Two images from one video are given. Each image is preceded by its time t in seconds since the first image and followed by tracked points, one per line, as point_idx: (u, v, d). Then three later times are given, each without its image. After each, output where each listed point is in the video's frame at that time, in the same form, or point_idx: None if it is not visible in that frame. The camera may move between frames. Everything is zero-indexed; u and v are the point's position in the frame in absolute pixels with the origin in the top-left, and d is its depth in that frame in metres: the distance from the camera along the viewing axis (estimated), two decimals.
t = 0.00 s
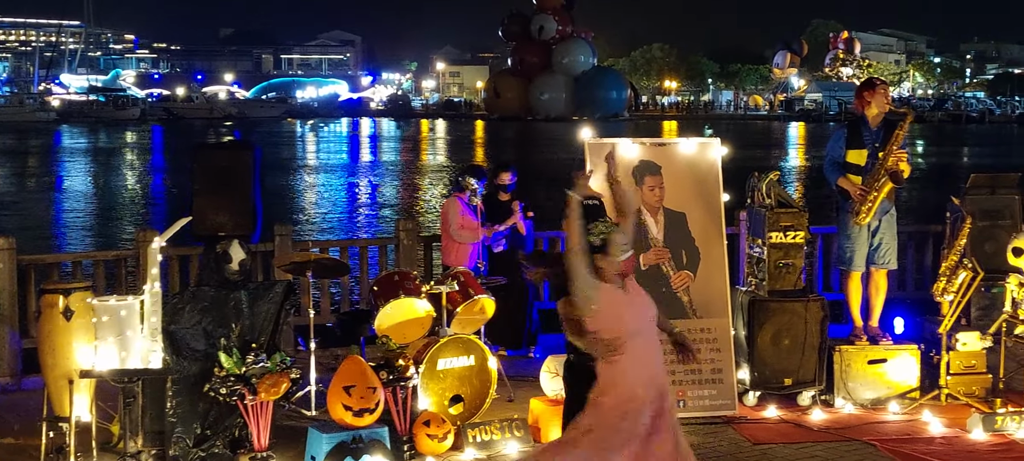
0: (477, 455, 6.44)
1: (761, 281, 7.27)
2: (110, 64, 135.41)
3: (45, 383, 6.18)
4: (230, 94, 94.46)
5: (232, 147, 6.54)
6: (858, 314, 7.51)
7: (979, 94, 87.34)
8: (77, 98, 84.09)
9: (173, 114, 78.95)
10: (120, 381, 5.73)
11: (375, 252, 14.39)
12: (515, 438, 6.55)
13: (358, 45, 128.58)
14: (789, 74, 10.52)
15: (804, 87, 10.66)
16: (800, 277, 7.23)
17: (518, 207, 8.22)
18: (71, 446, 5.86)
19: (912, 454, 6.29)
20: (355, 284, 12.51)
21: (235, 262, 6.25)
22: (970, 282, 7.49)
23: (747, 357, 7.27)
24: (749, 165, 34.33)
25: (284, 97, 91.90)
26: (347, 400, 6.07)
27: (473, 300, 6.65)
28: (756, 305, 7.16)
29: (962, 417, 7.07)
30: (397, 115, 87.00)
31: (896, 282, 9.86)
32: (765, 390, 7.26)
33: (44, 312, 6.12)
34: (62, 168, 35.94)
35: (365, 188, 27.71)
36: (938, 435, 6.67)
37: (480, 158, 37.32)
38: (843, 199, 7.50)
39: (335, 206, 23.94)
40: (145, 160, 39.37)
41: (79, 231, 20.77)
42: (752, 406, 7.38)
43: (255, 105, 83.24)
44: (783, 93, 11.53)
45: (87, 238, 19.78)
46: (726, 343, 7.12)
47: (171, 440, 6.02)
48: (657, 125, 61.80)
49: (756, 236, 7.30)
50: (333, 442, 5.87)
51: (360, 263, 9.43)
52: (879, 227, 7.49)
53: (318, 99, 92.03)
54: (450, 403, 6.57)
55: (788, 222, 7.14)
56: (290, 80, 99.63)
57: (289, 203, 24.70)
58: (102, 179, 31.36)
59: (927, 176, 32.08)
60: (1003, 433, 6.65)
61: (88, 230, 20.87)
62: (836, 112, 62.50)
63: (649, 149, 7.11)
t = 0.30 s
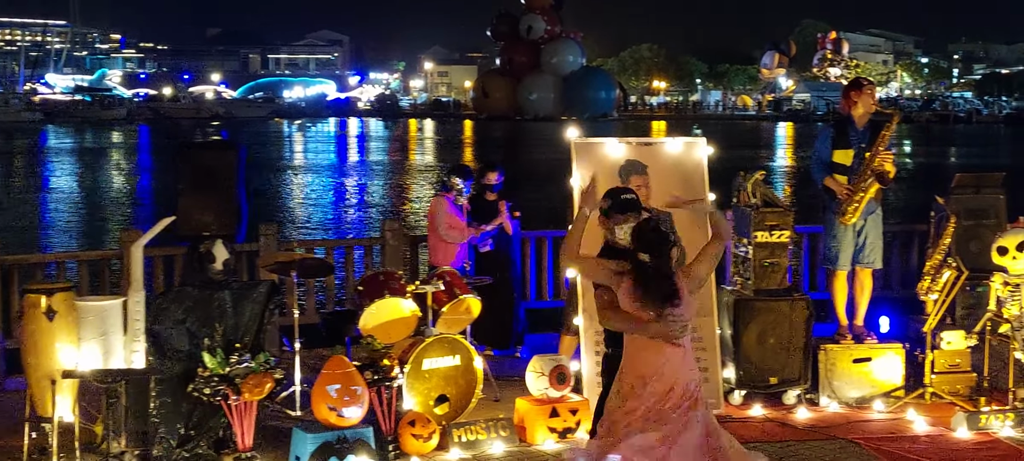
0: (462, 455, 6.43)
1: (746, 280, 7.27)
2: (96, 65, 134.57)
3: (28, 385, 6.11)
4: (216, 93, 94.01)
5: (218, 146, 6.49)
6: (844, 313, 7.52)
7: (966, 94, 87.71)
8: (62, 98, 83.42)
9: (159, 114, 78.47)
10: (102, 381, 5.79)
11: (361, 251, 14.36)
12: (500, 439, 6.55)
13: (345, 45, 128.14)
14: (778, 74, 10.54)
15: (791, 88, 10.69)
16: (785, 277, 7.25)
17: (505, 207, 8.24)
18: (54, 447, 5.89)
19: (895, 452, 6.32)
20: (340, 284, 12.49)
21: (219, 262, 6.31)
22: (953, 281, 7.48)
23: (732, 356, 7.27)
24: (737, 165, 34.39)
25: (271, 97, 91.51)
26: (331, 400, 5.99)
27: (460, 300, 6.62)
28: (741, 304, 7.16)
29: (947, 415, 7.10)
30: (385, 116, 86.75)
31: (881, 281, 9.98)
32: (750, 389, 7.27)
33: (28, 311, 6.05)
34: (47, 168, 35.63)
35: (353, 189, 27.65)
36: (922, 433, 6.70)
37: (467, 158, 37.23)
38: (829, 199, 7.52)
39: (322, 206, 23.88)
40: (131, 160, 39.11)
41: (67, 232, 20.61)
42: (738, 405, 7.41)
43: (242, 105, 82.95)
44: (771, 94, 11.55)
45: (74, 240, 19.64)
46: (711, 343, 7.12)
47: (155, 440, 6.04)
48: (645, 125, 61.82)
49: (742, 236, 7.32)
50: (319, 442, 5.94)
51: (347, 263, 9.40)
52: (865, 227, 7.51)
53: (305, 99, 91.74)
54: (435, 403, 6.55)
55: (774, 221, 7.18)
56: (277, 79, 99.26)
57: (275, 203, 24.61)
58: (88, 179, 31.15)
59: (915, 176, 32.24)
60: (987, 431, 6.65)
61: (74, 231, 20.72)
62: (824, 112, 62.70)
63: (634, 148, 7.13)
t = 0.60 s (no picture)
0: (423, 455, 6.40)
1: (707, 280, 7.30)
2: (54, 63, 132.64)
3: None
4: (178, 92, 93.06)
5: (177, 145, 6.41)
6: (805, 312, 7.59)
7: (925, 95, 88.82)
8: (19, 97, 82.08)
9: (120, 114, 77.44)
10: (60, 382, 5.71)
11: (323, 251, 14.25)
12: (461, 440, 6.54)
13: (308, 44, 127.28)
14: (741, 75, 10.59)
15: (754, 88, 10.73)
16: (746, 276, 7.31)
17: (467, 206, 8.24)
18: (10, 449, 5.85)
19: (855, 449, 6.37)
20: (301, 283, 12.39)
21: (179, 262, 6.19)
22: (913, 279, 7.55)
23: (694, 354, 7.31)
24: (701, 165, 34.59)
25: (233, 96, 90.74)
26: (292, 400, 5.96)
27: (421, 299, 6.56)
28: (703, 303, 7.20)
29: (905, 413, 7.18)
30: (349, 115, 86.23)
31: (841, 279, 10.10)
32: (713, 388, 7.29)
33: None
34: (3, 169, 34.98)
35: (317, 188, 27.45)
36: (882, 431, 6.76)
37: (431, 157, 37.13)
38: (790, 198, 7.57)
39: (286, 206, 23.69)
40: (90, 160, 38.55)
41: (25, 233, 20.22)
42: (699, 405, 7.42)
43: (204, 104, 82.14)
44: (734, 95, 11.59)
45: (32, 241, 19.28)
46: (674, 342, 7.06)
47: (113, 442, 5.96)
48: (610, 125, 61.98)
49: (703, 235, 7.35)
50: (278, 442, 5.83)
51: (309, 264, 9.32)
52: (824, 225, 7.58)
53: (268, 98, 91.03)
54: (397, 404, 6.52)
55: (735, 220, 7.22)
56: (240, 78, 98.50)
57: (238, 203, 24.38)
58: (46, 179, 30.66)
59: (875, 175, 32.62)
60: (945, 428, 6.74)
61: (33, 232, 20.34)
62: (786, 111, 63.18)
63: (596, 147, 7.13)
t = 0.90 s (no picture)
0: (372, 454, 6.37)
1: (657, 277, 7.36)
2: None
3: None
4: (126, 90, 91.64)
5: (120, 142, 6.37)
6: (753, 309, 7.65)
7: (873, 94, 90.06)
8: None
9: (66, 112, 76.10)
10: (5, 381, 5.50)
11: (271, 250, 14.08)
12: (410, 440, 6.50)
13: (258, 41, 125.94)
14: (692, 74, 10.65)
15: (705, 86, 10.78)
16: (696, 273, 7.39)
17: (418, 203, 8.19)
18: None
19: (802, 445, 6.45)
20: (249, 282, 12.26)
21: (122, 261, 6.12)
22: (859, 276, 7.64)
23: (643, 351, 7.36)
24: (653, 163, 34.81)
25: (182, 94, 89.55)
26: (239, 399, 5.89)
27: (369, 298, 6.58)
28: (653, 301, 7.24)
29: (852, 409, 7.26)
30: (301, 114, 85.43)
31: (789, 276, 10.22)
32: (662, 385, 7.32)
33: None
34: None
35: (267, 187, 27.18)
36: (829, 426, 6.84)
37: (383, 156, 36.98)
38: (738, 194, 7.65)
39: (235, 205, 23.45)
40: (35, 159, 37.82)
41: None
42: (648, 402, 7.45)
43: (152, 103, 80.99)
44: (685, 94, 11.64)
45: None
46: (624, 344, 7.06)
47: (57, 442, 5.92)
48: (563, 123, 62.10)
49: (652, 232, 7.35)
50: (224, 442, 5.74)
51: (256, 263, 9.22)
52: (772, 223, 7.64)
53: (218, 97, 89.97)
54: (345, 403, 6.47)
55: (684, 218, 7.29)
56: (189, 76, 97.30)
57: (186, 202, 24.06)
58: None
59: (825, 174, 33.05)
60: (891, 424, 6.84)
61: None
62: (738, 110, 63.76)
63: (546, 145, 7.13)
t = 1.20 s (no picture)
0: (326, 454, 6.30)
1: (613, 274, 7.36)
2: None
3: None
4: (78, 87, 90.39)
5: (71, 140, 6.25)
6: (708, 306, 7.67)
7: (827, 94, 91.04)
8: None
9: (17, 109, 74.96)
10: None
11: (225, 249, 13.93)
12: (365, 439, 6.44)
13: (214, 39, 124.67)
14: (650, 72, 10.68)
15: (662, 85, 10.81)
16: (652, 271, 7.38)
17: (372, 202, 8.11)
18: None
19: (756, 441, 6.48)
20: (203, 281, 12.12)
21: (72, 260, 6.01)
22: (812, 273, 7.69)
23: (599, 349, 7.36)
24: (611, 161, 34.96)
25: (136, 91, 88.52)
26: (190, 399, 5.79)
27: (323, 296, 6.46)
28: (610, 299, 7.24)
29: (806, 405, 7.31)
30: (257, 111, 84.80)
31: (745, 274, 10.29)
32: (616, 381, 7.34)
33: None
34: None
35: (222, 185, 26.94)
36: (783, 423, 6.88)
37: (341, 154, 36.77)
38: (693, 193, 7.68)
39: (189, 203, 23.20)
40: None
41: None
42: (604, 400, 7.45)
43: (105, 101, 79.98)
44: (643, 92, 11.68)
45: None
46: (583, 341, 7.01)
47: (5, 444, 5.71)
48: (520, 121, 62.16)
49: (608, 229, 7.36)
50: (178, 442, 5.68)
51: (210, 261, 9.11)
52: (726, 221, 7.69)
53: (172, 95, 89.04)
54: (299, 402, 6.41)
55: (640, 216, 7.31)
56: (143, 74, 96.20)
57: (139, 200, 23.77)
58: None
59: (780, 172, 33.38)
60: (845, 420, 6.90)
61: None
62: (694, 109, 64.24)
63: (501, 143, 7.11)
